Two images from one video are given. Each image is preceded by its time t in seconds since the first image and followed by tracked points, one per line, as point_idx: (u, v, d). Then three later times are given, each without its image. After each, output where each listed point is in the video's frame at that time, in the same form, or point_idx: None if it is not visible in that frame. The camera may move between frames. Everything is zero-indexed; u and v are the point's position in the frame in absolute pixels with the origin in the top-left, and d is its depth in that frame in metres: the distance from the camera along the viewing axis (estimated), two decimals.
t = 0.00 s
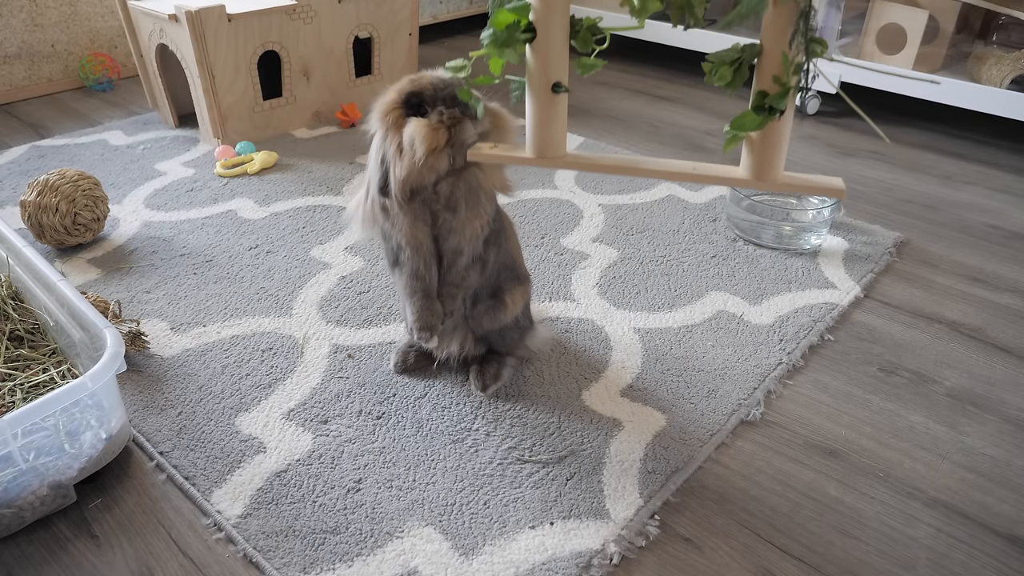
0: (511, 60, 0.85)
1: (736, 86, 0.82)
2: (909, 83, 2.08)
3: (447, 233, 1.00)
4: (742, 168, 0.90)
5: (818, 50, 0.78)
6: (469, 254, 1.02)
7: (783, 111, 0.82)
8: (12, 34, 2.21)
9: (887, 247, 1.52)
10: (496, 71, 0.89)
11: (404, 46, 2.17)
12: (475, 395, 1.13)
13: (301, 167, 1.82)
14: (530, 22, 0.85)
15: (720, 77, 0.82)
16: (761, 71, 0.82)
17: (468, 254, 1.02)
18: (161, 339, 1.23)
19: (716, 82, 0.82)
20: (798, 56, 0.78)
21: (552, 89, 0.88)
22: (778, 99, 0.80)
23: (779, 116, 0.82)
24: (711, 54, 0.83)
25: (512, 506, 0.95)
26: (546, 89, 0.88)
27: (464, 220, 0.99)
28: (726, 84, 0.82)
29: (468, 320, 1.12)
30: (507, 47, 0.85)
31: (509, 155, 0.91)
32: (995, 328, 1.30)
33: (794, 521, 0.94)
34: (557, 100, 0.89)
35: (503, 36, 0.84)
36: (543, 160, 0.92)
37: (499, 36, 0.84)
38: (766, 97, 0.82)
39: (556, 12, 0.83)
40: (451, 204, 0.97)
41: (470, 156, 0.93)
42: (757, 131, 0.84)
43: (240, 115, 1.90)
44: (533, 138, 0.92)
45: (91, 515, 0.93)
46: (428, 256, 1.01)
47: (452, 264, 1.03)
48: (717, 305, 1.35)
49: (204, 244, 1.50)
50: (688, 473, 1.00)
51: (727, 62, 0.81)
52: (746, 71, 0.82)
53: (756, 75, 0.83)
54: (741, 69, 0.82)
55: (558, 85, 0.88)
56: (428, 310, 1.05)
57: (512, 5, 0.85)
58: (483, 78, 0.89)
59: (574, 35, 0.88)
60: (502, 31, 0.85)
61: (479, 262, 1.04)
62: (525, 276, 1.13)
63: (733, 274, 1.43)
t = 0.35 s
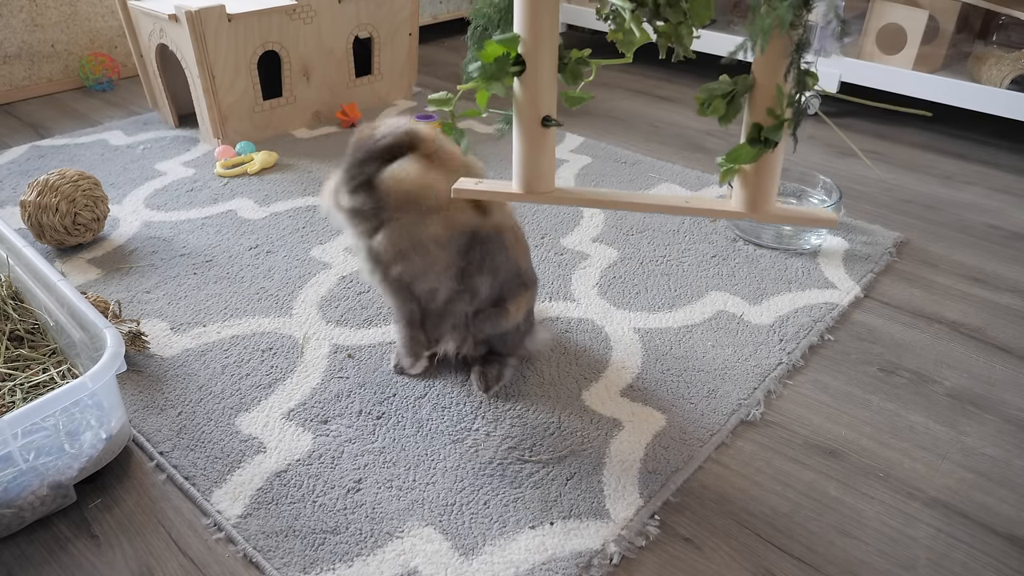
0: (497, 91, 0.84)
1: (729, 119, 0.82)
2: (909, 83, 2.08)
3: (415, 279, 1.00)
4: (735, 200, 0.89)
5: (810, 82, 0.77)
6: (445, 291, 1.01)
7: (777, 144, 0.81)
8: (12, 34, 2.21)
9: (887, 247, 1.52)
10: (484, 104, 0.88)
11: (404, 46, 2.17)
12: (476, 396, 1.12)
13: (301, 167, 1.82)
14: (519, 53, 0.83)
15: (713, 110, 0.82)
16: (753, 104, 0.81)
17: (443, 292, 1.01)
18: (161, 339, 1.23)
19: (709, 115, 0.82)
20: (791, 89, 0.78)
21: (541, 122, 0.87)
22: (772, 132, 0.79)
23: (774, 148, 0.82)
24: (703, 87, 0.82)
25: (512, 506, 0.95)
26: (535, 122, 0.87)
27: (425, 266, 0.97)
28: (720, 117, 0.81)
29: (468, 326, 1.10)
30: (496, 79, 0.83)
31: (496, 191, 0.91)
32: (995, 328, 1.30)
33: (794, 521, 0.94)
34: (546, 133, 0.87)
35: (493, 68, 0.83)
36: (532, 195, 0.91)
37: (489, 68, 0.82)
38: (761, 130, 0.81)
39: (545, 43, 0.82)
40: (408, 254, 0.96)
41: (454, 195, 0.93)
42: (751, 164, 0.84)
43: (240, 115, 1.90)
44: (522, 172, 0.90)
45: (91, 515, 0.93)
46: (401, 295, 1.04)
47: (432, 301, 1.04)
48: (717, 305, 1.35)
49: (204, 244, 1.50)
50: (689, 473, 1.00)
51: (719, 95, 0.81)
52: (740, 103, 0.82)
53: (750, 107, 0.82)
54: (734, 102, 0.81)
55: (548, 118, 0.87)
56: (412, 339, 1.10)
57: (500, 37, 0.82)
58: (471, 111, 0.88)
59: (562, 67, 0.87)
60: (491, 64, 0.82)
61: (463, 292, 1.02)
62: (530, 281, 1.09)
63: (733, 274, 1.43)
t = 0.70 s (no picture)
0: (511, 121, 0.93)
1: (740, 148, 0.88)
2: (909, 83, 2.08)
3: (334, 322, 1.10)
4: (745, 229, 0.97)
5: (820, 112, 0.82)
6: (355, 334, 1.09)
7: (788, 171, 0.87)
8: (13, 34, 2.21)
9: (887, 247, 1.52)
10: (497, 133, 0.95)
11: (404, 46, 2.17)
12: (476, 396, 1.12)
13: (301, 167, 1.82)
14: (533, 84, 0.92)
15: (724, 140, 0.88)
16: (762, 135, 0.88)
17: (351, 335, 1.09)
18: (161, 339, 1.23)
19: (719, 145, 0.88)
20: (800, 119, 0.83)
21: (554, 151, 0.96)
22: (782, 161, 0.85)
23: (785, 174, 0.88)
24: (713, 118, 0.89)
25: (512, 506, 0.95)
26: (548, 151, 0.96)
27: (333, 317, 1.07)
28: (730, 147, 0.88)
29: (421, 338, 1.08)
30: (510, 109, 0.91)
31: (508, 218, 1.00)
32: (995, 328, 1.30)
33: (794, 521, 0.94)
34: (559, 161, 0.97)
35: (508, 99, 0.90)
36: (544, 223, 1.00)
37: (503, 98, 0.90)
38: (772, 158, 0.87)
39: (557, 78, 0.91)
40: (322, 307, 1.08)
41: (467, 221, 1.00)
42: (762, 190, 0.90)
43: (240, 115, 1.90)
44: (535, 201, 1.00)
45: (91, 515, 0.93)
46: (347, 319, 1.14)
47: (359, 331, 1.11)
48: (717, 305, 1.34)
49: (204, 244, 1.50)
50: (689, 473, 1.00)
51: (730, 126, 0.87)
52: (752, 132, 0.87)
53: (761, 136, 0.88)
54: (744, 132, 0.87)
55: (560, 147, 0.96)
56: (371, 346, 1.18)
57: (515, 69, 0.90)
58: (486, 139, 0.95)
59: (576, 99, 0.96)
60: (506, 95, 0.90)
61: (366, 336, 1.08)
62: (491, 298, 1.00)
63: (733, 274, 1.43)
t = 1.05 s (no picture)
0: (492, 160, 0.92)
1: (717, 201, 0.87)
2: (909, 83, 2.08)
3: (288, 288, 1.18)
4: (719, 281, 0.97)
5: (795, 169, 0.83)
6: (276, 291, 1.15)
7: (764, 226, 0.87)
8: (13, 34, 2.21)
9: (887, 247, 1.52)
10: (479, 173, 0.94)
11: (404, 46, 2.17)
12: (475, 396, 1.12)
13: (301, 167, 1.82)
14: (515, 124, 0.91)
15: (703, 190, 0.87)
16: (739, 189, 0.88)
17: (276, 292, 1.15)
18: (161, 339, 1.23)
19: (699, 195, 0.87)
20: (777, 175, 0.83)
21: (534, 192, 0.95)
22: (759, 216, 0.85)
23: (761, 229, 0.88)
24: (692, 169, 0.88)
25: (512, 506, 0.95)
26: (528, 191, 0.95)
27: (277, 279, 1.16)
28: (708, 198, 0.87)
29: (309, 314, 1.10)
30: (492, 147, 0.90)
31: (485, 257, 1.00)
32: (995, 328, 1.30)
33: (794, 521, 0.94)
34: (538, 203, 0.96)
35: (491, 137, 0.89)
36: (520, 264, 1.00)
37: (486, 137, 0.89)
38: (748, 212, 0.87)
39: (541, 118, 0.90)
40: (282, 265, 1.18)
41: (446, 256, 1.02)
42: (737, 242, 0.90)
43: (240, 115, 1.90)
44: (512, 242, 1.00)
45: (91, 515, 0.93)
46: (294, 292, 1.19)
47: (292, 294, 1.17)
48: (716, 305, 1.34)
49: (203, 244, 1.50)
50: (689, 473, 1.00)
51: (709, 176, 0.87)
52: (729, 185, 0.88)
53: (738, 189, 0.88)
54: (722, 184, 0.87)
55: (540, 189, 0.95)
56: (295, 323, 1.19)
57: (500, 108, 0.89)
58: (465, 178, 0.93)
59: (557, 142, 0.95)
60: (488, 134, 0.89)
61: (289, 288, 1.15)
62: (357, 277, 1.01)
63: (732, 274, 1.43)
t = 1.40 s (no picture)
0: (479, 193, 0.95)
1: (706, 227, 0.93)
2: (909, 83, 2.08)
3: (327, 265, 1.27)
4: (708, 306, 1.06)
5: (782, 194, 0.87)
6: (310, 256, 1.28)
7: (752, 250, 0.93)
8: (12, 34, 2.21)
9: (887, 247, 1.52)
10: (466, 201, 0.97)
11: (404, 46, 2.17)
12: (475, 396, 1.12)
13: (301, 167, 1.82)
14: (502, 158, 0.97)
15: (690, 219, 0.93)
16: (727, 216, 0.94)
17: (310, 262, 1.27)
18: (161, 339, 1.23)
19: (685, 223, 0.93)
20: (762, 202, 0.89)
21: (522, 227, 1.03)
22: (747, 241, 0.91)
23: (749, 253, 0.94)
24: (680, 197, 0.95)
25: (512, 506, 0.94)
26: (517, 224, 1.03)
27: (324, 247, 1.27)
28: (696, 226, 0.94)
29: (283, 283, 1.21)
30: (477, 184, 0.94)
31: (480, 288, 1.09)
32: (995, 328, 1.30)
33: (794, 521, 0.94)
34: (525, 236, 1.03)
35: (476, 174, 0.93)
36: (511, 298, 1.09)
37: (472, 174, 0.93)
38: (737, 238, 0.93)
39: (525, 156, 0.97)
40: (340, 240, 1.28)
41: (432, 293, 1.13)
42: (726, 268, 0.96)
43: (240, 115, 1.90)
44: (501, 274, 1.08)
45: (91, 515, 0.93)
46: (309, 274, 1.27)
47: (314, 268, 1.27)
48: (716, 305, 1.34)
49: (203, 244, 1.50)
50: (689, 473, 1.00)
51: (696, 205, 0.93)
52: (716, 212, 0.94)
53: (725, 217, 0.94)
54: (710, 211, 0.93)
55: (527, 224, 1.02)
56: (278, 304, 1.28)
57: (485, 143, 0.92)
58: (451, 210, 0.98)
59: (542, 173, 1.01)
60: (473, 170, 0.93)
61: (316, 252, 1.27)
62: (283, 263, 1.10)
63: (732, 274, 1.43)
